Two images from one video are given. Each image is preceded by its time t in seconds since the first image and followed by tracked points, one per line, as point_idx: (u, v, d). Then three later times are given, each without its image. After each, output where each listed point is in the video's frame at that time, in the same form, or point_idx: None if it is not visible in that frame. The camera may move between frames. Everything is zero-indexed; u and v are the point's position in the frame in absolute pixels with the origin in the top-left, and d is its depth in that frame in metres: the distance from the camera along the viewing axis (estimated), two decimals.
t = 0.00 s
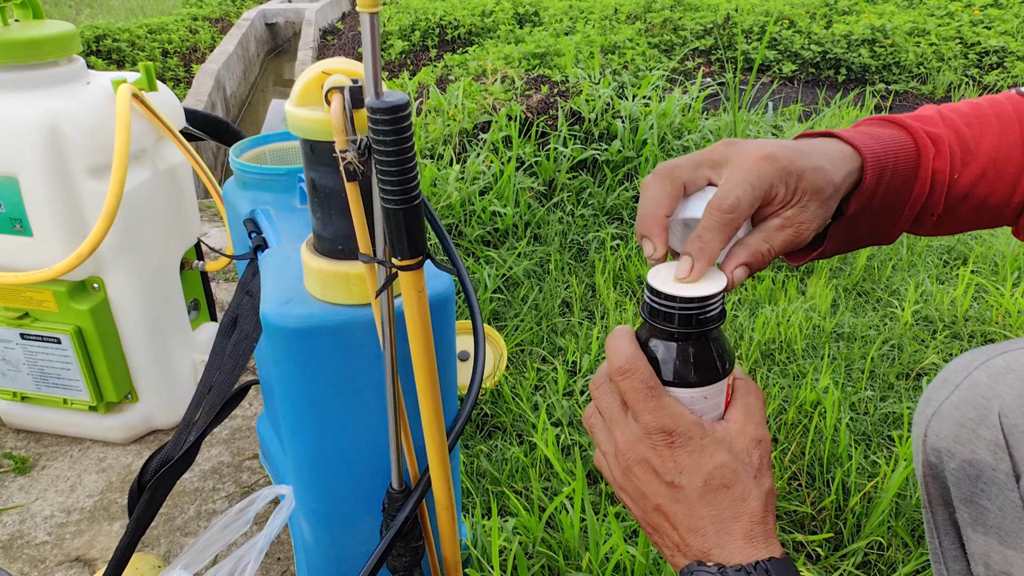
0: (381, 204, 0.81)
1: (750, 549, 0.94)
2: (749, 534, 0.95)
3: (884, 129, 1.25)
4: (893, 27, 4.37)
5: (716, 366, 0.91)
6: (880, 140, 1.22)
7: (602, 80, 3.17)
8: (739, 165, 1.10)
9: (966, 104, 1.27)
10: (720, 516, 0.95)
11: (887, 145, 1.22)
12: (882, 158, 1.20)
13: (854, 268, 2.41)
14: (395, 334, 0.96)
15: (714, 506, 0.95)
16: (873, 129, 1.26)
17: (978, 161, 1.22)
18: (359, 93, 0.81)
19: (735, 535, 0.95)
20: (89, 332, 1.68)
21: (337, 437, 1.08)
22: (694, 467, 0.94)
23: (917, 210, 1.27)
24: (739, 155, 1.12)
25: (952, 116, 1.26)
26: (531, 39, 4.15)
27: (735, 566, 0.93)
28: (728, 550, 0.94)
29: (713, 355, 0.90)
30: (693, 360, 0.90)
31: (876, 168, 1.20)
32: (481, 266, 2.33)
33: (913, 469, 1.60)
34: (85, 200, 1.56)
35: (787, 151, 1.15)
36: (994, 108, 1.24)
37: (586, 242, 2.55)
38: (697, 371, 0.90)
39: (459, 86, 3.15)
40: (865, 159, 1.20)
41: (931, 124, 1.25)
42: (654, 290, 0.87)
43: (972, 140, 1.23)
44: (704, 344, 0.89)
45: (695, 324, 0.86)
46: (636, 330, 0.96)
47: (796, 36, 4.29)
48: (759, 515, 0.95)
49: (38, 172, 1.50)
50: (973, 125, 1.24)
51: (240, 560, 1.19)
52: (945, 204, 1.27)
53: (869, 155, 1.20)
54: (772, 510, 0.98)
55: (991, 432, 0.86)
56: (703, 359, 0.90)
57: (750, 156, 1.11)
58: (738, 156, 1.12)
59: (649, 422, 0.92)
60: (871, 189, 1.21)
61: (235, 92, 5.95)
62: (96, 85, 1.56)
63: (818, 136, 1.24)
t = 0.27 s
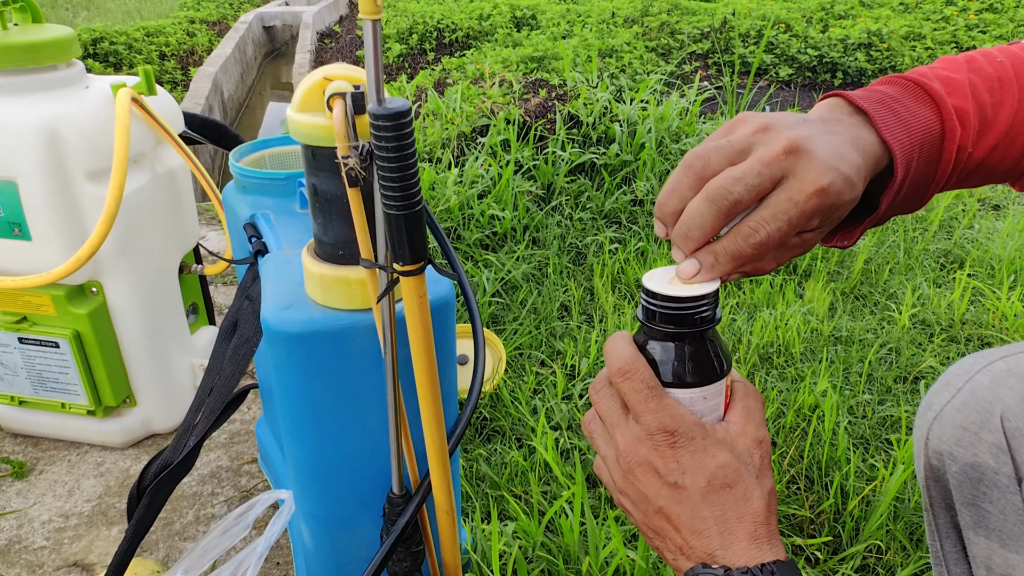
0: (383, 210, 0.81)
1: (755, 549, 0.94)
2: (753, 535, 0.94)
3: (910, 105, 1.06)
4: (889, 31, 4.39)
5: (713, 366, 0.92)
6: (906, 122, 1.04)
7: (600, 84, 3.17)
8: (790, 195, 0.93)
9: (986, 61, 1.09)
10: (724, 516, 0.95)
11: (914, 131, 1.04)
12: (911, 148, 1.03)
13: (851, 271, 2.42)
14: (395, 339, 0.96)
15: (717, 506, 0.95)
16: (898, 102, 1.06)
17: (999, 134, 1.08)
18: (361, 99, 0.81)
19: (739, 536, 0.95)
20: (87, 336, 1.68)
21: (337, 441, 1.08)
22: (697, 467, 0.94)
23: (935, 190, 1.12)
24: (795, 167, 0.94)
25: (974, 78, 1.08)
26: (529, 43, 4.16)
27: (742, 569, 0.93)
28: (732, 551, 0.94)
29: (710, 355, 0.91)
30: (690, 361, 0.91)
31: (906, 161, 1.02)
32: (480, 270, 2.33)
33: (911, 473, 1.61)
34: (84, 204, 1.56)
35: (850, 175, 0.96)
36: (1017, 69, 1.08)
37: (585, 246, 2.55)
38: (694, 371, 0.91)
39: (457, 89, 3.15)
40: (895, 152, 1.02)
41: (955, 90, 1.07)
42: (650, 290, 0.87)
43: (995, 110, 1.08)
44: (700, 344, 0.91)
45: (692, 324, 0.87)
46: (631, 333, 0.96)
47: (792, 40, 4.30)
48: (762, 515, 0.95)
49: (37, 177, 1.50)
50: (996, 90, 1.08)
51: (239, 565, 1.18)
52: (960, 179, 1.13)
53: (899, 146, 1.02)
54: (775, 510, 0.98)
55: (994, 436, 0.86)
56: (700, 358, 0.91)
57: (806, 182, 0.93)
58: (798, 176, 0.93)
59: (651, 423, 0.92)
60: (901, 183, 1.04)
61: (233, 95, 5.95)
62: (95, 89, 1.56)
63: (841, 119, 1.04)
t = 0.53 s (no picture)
0: (381, 214, 0.81)
1: (764, 549, 0.94)
2: (763, 534, 0.94)
3: (910, 109, 1.07)
4: (886, 35, 4.40)
5: (709, 360, 0.92)
6: (905, 127, 1.05)
7: (598, 87, 3.18)
8: (792, 204, 0.93)
9: (986, 61, 1.11)
10: (733, 514, 0.95)
11: (914, 138, 1.05)
12: (910, 155, 1.04)
13: (849, 274, 2.42)
14: (393, 344, 0.95)
15: (725, 504, 0.95)
16: (898, 107, 1.07)
17: (998, 134, 1.09)
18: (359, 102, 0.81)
19: (747, 533, 0.94)
20: (84, 340, 1.67)
21: (335, 446, 1.08)
22: (702, 464, 0.94)
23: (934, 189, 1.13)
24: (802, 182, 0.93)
25: (973, 79, 1.09)
26: (527, 46, 4.16)
27: (754, 571, 0.93)
28: (742, 551, 0.94)
29: (706, 349, 0.92)
30: (688, 355, 0.91)
31: (905, 167, 1.04)
32: (478, 273, 2.32)
33: (910, 476, 1.61)
34: (81, 207, 1.56)
35: (850, 190, 0.96)
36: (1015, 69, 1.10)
37: (583, 249, 2.54)
38: (691, 366, 0.91)
39: (455, 92, 3.15)
40: (895, 159, 1.03)
41: (954, 92, 1.08)
42: (643, 286, 0.88)
43: (994, 110, 1.09)
44: (695, 338, 0.91)
45: (686, 316, 0.88)
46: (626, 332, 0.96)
47: (790, 43, 4.30)
48: (771, 511, 0.95)
49: (34, 179, 1.50)
50: (993, 91, 1.09)
51: (237, 569, 1.18)
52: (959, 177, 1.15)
53: (898, 154, 1.04)
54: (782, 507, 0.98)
55: (997, 440, 0.86)
56: (697, 353, 0.91)
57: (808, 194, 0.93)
58: (802, 186, 0.93)
59: (653, 420, 0.92)
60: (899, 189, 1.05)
61: (230, 98, 5.94)
62: (92, 92, 1.56)
63: (842, 127, 1.05)
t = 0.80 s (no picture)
0: (380, 215, 0.80)
1: (760, 557, 0.93)
2: (759, 543, 0.93)
3: (918, 88, 1.03)
4: (885, 38, 4.40)
5: (711, 368, 0.92)
6: (913, 109, 1.01)
7: (597, 90, 3.18)
8: (790, 213, 0.92)
9: (995, 38, 1.07)
10: (729, 522, 0.94)
11: (921, 120, 1.01)
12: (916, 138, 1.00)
13: (848, 277, 2.42)
14: (392, 346, 0.95)
15: (723, 512, 0.94)
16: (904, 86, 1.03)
17: (1006, 115, 1.06)
18: (358, 103, 0.80)
19: (745, 543, 0.94)
20: (81, 342, 1.67)
21: (332, 449, 1.07)
22: (700, 472, 0.93)
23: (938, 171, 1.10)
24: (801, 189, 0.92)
25: (982, 57, 1.06)
26: (526, 49, 4.17)
27: None
28: (738, 559, 0.94)
29: (708, 358, 0.92)
30: (690, 363, 0.91)
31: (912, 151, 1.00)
32: (477, 276, 2.32)
33: (910, 479, 1.60)
34: (79, 209, 1.55)
35: (852, 188, 0.94)
36: None
37: (582, 251, 2.54)
38: (693, 375, 0.91)
39: (454, 95, 3.15)
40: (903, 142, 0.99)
41: (962, 71, 1.05)
42: (647, 295, 0.88)
43: (1002, 91, 1.06)
44: (698, 346, 0.91)
45: (688, 325, 0.88)
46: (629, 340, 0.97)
47: (789, 46, 4.31)
48: (768, 521, 0.94)
49: (31, 181, 1.49)
50: (1002, 70, 1.06)
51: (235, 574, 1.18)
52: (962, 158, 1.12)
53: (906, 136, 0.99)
54: (779, 516, 0.97)
55: (997, 442, 0.86)
56: (699, 361, 0.91)
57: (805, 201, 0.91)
58: (801, 194, 0.91)
59: (653, 427, 0.91)
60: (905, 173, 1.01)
61: (230, 101, 5.95)
62: (90, 94, 1.56)
63: (846, 111, 1.00)
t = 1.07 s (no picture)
0: (379, 220, 0.81)
1: (750, 566, 0.92)
2: (750, 553, 0.93)
3: (894, 91, 1.04)
4: (882, 41, 4.41)
5: (720, 377, 0.92)
6: (890, 111, 1.02)
7: (596, 94, 3.18)
8: (789, 209, 0.91)
9: (977, 34, 1.08)
10: (722, 531, 0.94)
11: (897, 123, 1.02)
12: (891, 140, 1.01)
13: (847, 280, 2.42)
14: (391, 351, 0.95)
15: (715, 520, 0.94)
16: (878, 89, 1.04)
17: (988, 112, 1.07)
18: (357, 108, 0.81)
19: (735, 552, 0.93)
20: (80, 346, 1.67)
21: (331, 453, 1.07)
22: (696, 478, 0.93)
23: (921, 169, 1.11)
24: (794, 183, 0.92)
25: (963, 55, 1.07)
26: (525, 53, 4.18)
27: None
28: (728, 566, 0.93)
29: (717, 367, 0.91)
30: (699, 370, 0.91)
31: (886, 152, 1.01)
32: (476, 279, 2.32)
33: (909, 483, 1.60)
34: (78, 213, 1.55)
35: (840, 184, 0.94)
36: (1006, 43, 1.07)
37: (581, 255, 2.54)
38: (700, 382, 0.91)
39: (453, 99, 3.15)
40: (879, 146, 1.00)
41: (939, 71, 1.06)
42: (661, 298, 0.88)
43: (983, 88, 1.07)
44: (708, 353, 0.91)
45: (700, 332, 0.87)
46: (640, 340, 0.97)
47: (787, 50, 4.32)
48: (760, 532, 0.94)
49: (31, 185, 1.49)
50: (984, 67, 1.07)
51: None
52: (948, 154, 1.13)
53: (881, 138, 1.00)
54: (773, 528, 0.96)
55: (991, 446, 0.86)
56: (707, 369, 0.91)
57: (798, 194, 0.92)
58: (794, 191, 0.92)
59: (652, 430, 0.92)
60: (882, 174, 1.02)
61: (229, 104, 5.95)
62: (90, 98, 1.56)
63: (821, 115, 1.01)
